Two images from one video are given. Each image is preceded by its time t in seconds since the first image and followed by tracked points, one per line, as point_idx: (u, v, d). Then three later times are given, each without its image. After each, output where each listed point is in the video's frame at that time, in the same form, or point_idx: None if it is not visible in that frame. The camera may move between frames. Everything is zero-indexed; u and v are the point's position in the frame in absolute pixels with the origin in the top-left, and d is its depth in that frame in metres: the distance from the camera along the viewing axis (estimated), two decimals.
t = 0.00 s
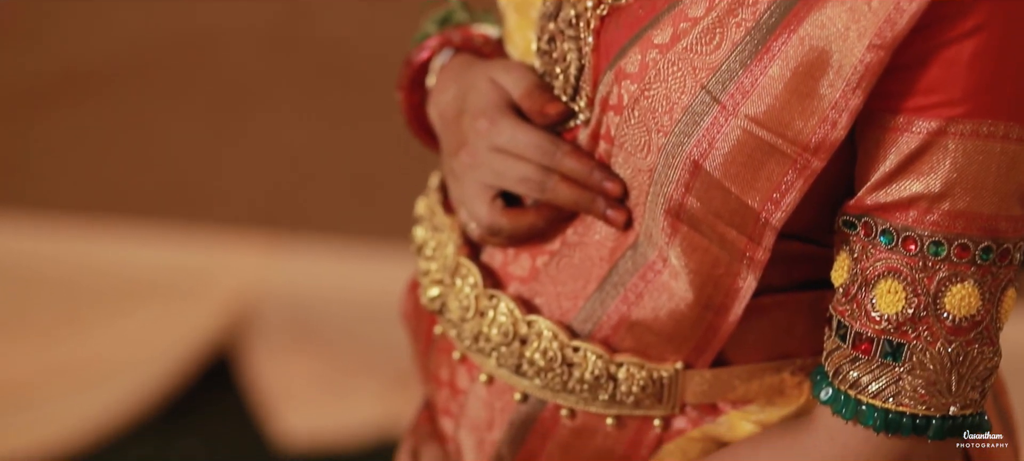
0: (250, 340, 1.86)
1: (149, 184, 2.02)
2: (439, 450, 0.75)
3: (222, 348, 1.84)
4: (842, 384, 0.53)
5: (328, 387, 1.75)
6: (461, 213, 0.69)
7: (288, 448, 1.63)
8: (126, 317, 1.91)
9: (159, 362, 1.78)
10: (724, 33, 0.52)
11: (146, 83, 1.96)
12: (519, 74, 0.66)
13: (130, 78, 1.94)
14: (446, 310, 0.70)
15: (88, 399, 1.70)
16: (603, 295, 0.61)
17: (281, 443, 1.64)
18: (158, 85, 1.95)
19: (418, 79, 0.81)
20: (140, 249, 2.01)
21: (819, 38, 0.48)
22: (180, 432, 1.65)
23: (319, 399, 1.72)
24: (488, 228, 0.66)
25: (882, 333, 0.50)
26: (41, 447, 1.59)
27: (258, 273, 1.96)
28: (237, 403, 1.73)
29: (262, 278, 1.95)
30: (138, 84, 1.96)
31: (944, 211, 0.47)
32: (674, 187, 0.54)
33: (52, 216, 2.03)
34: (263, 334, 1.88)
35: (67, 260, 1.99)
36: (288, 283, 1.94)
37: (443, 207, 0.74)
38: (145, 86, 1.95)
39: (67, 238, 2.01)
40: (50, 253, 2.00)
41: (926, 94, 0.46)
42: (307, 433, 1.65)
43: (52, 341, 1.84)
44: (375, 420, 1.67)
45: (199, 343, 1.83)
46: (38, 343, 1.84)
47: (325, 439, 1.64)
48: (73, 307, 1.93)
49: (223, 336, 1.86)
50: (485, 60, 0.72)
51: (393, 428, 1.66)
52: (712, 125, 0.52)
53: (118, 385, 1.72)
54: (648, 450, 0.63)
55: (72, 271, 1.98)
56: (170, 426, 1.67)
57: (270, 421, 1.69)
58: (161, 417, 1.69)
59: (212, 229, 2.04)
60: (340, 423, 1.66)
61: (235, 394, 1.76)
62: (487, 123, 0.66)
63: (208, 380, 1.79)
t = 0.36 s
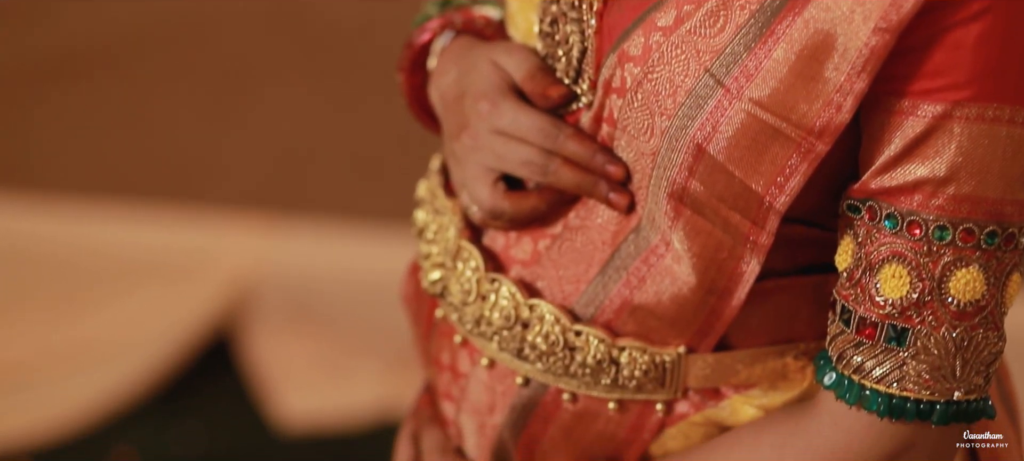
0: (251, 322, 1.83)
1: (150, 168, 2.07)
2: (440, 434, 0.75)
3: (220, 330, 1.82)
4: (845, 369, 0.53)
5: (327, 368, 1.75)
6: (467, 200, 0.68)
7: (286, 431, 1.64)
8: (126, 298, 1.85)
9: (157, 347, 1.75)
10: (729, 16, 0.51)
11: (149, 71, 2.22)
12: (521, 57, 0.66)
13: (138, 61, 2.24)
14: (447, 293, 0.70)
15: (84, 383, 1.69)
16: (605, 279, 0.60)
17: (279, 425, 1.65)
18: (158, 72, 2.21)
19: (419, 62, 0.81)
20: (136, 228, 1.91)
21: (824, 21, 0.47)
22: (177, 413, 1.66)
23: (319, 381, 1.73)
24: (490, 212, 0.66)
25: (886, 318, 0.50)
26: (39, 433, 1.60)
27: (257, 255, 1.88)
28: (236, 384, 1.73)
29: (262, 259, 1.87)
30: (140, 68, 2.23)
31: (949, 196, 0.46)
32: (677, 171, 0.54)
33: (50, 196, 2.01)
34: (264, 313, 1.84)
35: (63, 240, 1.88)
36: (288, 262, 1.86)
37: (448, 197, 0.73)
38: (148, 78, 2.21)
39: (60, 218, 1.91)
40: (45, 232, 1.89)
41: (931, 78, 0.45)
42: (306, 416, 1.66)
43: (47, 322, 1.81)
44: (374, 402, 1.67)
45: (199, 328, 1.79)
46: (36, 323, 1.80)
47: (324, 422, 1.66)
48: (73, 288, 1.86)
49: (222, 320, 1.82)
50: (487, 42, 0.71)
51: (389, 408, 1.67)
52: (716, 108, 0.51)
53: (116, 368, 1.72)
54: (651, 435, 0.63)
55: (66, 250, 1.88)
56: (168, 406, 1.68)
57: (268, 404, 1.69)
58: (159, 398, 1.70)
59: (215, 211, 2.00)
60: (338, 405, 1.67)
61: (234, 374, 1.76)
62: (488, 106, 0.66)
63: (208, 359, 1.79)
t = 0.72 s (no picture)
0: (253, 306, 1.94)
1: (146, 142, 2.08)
2: (441, 417, 0.76)
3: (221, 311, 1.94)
4: (849, 354, 0.53)
5: (328, 351, 1.84)
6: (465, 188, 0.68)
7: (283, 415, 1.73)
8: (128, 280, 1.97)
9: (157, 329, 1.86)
10: None
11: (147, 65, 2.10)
12: (523, 39, 0.65)
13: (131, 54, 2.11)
14: (449, 277, 0.70)
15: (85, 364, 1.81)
16: (607, 262, 0.60)
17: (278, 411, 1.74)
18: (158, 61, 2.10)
19: (421, 44, 0.80)
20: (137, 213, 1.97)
21: (828, 3, 0.46)
22: (199, 371, 1.84)
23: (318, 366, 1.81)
24: (492, 195, 0.65)
25: (890, 302, 0.50)
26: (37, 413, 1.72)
27: (257, 236, 1.95)
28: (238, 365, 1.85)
29: (260, 243, 1.94)
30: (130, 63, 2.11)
31: (954, 180, 0.46)
32: (679, 154, 0.53)
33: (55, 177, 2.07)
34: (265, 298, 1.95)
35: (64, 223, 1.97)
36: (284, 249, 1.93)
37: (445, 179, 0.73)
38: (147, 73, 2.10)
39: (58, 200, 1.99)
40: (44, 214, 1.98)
41: (936, 62, 0.45)
42: (304, 398, 1.75)
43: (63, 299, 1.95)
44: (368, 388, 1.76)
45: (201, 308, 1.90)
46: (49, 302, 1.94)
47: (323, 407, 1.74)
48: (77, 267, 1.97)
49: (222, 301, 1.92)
50: (489, 24, 0.71)
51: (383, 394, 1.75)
52: (719, 91, 0.51)
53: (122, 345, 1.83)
54: (653, 419, 0.63)
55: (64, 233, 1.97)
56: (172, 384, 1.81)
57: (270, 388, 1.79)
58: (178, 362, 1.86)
59: (216, 192, 2.05)
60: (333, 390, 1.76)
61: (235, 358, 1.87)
62: (490, 88, 0.65)
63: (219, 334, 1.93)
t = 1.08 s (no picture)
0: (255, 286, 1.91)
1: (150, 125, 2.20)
2: (443, 401, 0.76)
3: (221, 292, 1.91)
4: (854, 338, 0.53)
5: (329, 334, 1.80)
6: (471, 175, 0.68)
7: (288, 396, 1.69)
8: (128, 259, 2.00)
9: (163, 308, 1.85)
10: None
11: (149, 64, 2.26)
12: (525, 21, 0.64)
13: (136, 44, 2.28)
14: (451, 260, 0.69)
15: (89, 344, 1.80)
16: (610, 246, 0.60)
17: (282, 391, 1.70)
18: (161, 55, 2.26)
19: (422, 25, 0.80)
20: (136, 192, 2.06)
21: None
22: (201, 351, 1.80)
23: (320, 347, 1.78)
24: (494, 177, 0.65)
25: (894, 286, 0.49)
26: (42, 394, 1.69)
27: (258, 215, 1.98)
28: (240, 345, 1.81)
29: (261, 223, 1.97)
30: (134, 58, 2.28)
31: (959, 163, 0.45)
32: (683, 136, 0.52)
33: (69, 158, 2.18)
34: (265, 278, 1.92)
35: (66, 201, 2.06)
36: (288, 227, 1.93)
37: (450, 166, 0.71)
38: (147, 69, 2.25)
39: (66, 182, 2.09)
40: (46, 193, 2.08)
41: (942, 44, 0.44)
42: (305, 381, 1.71)
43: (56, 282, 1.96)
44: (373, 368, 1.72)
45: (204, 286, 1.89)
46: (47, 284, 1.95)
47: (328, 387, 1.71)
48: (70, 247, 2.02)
49: (223, 280, 1.91)
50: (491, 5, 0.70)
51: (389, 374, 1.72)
52: (723, 75, 0.50)
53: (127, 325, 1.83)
54: (655, 403, 0.63)
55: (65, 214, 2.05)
56: (174, 364, 1.77)
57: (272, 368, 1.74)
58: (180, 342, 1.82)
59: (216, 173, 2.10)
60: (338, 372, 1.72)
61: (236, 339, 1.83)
62: (493, 70, 0.65)
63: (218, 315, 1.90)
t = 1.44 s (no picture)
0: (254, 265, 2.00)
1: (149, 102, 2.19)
2: (446, 381, 0.77)
3: (223, 270, 2.00)
4: (859, 320, 0.52)
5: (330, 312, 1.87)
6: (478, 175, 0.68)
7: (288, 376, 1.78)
8: (123, 241, 2.08)
9: (156, 290, 1.94)
10: None
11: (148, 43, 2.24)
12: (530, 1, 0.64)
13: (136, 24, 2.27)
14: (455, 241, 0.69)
15: (86, 325, 1.92)
16: (615, 227, 0.59)
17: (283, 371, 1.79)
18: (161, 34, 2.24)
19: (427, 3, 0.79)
20: (132, 170, 2.10)
21: None
22: (203, 333, 1.90)
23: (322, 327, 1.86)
24: (499, 158, 0.64)
25: (900, 268, 0.49)
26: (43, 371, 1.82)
27: (259, 194, 2.04)
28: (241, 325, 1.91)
29: (261, 203, 2.03)
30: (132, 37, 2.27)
31: (966, 144, 0.45)
32: (689, 117, 0.52)
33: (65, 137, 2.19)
34: (269, 257, 2.00)
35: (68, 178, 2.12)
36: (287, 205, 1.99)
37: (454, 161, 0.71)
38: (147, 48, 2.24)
39: (63, 156, 2.14)
40: (45, 172, 2.14)
41: (949, 25, 0.43)
42: (306, 357, 1.81)
43: (63, 259, 2.06)
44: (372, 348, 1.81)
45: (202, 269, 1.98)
46: (46, 262, 2.05)
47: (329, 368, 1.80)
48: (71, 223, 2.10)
49: (225, 259, 2.00)
50: None
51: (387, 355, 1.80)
52: (729, 55, 0.49)
53: (128, 303, 1.94)
54: (660, 384, 0.63)
55: (66, 191, 2.12)
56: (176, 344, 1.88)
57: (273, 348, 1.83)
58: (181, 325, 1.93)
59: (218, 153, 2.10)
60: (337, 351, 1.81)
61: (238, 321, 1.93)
62: (497, 50, 0.64)
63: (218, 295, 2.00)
